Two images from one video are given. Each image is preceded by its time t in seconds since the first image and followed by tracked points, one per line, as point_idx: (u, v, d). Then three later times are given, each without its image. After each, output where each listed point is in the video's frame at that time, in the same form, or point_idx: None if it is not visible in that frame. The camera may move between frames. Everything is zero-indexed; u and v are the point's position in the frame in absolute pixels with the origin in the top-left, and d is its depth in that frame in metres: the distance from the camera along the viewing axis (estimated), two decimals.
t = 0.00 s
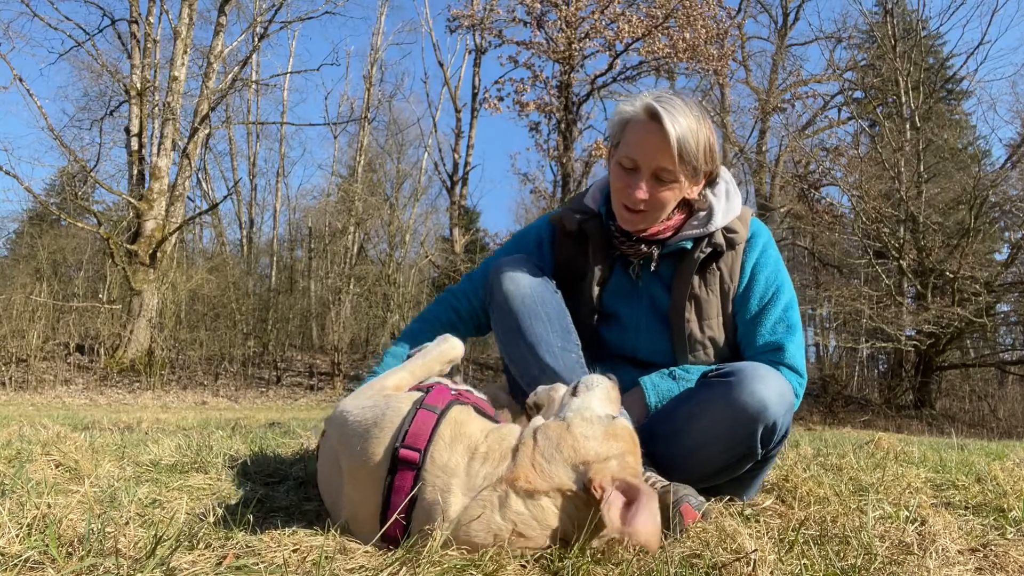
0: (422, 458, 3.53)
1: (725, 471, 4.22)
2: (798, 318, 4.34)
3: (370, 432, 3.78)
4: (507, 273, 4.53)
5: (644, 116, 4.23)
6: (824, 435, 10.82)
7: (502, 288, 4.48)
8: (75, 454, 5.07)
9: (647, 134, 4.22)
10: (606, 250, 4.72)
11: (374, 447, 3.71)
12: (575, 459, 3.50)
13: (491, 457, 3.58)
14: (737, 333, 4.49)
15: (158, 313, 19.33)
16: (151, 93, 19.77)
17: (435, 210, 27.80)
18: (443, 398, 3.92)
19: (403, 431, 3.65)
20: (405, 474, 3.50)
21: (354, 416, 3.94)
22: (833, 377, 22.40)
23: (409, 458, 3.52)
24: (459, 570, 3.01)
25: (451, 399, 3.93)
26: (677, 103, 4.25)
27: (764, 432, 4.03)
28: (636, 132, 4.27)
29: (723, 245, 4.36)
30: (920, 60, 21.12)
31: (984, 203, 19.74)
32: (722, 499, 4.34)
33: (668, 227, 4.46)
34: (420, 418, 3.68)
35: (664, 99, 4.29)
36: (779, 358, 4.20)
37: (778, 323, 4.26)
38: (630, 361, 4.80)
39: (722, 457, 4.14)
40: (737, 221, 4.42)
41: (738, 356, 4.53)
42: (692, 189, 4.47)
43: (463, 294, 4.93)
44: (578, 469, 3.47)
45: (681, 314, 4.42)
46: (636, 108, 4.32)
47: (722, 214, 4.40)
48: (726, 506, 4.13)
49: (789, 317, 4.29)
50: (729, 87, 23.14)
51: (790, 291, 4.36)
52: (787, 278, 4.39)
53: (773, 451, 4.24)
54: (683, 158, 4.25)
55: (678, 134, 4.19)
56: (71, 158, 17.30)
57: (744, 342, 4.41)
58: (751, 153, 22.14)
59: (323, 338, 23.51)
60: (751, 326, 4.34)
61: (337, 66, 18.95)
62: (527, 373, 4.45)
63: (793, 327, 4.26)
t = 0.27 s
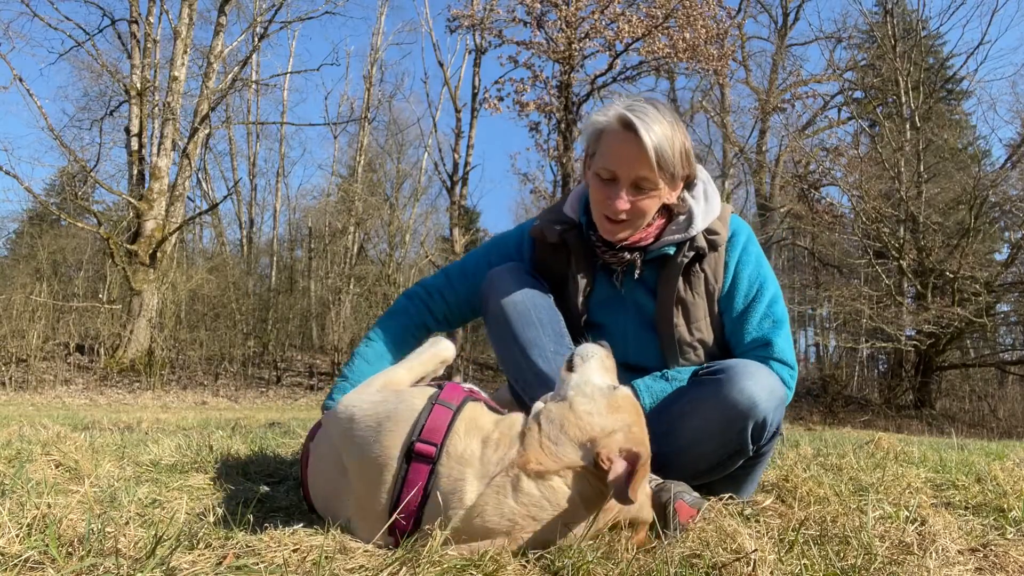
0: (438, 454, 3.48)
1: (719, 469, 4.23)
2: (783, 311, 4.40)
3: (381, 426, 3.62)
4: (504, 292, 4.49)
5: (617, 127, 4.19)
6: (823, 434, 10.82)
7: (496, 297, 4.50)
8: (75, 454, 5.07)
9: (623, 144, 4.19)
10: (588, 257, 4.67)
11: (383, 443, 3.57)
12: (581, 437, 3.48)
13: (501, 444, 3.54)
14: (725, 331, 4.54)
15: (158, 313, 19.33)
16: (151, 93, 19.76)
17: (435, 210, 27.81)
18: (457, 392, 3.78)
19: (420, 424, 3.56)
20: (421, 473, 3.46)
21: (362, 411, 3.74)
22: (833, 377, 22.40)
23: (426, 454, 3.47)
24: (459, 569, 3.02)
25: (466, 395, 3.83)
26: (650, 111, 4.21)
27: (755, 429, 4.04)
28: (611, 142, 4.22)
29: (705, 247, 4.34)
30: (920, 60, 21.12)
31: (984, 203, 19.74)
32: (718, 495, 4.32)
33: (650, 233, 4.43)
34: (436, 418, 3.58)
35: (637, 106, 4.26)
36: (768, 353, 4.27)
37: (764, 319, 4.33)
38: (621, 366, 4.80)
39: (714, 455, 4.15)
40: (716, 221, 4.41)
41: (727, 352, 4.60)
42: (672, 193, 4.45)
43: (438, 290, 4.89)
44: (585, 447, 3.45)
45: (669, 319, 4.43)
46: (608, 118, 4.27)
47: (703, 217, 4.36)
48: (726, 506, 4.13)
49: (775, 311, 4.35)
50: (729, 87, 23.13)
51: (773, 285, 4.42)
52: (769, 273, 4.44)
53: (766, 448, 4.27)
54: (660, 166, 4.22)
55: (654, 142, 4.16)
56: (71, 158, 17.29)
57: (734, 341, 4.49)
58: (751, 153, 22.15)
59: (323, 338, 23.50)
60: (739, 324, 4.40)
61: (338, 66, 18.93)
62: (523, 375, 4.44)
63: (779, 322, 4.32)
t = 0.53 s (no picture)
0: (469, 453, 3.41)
1: (716, 472, 4.23)
2: (781, 312, 4.37)
3: (404, 431, 3.37)
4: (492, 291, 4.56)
5: (610, 123, 4.23)
6: (823, 435, 10.82)
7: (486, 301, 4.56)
8: (76, 454, 5.07)
9: (615, 140, 4.22)
10: (586, 257, 4.70)
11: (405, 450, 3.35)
12: (605, 429, 3.72)
13: (527, 440, 3.65)
14: (723, 331, 4.53)
15: (158, 313, 19.33)
16: (151, 93, 19.75)
17: (435, 210, 27.81)
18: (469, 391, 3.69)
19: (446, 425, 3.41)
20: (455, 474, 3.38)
21: (376, 419, 3.42)
22: (833, 377, 22.40)
23: (457, 456, 3.37)
24: (460, 569, 3.02)
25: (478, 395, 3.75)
26: (642, 106, 4.26)
27: (754, 432, 4.06)
28: (605, 138, 4.26)
29: (701, 246, 4.35)
30: (920, 60, 21.12)
31: (984, 203, 19.74)
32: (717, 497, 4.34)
33: (647, 231, 4.47)
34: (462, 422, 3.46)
35: (629, 103, 4.30)
36: (763, 354, 4.22)
37: (761, 320, 4.30)
38: (619, 367, 4.81)
39: (713, 457, 4.14)
40: (714, 220, 4.42)
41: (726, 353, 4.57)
42: (668, 190, 4.48)
43: (445, 295, 4.95)
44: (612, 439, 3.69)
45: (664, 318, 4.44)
46: (601, 115, 4.31)
47: (699, 216, 4.38)
48: (724, 507, 4.12)
49: (773, 311, 4.32)
50: (729, 87, 23.12)
51: (772, 285, 4.38)
52: (767, 274, 4.42)
53: (765, 450, 4.28)
54: (652, 161, 4.25)
55: (646, 137, 4.19)
56: (71, 158, 17.29)
57: (731, 342, 4.46)
58: (751, 153, 22.15)
59: (323, 338, 23.48)
60: (736, 324, 4.39)
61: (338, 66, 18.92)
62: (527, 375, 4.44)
63: (777, 322, 4.29)
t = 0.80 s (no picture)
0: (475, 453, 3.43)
1: (714, 477, 4.24)
2: (785, 318, 4.41)
3: (413, 424, 3.43)
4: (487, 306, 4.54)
5: (624, 133, 4.11)
6: (823, 435, 10.81)
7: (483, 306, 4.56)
8: (76, 455, 5.07)
9: (627, 152, 4.11)
10: (590, 262, 4.68)
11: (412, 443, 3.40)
12: (611, 455, 3.85)
13: (533, 451, 3.70)
14: (725, 337, 4.55)
15: (158, 313, 19.32)
16: (151, 93, 19.75)
17: (435, 210, 27.81)
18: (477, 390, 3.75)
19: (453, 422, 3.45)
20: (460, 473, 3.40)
21: (387, 410, 3.50)
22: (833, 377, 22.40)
23: (463, 453, 3.40)
24: (459, 570, 3.02)
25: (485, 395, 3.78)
26: (657, 117, 4.15)
27: (753, 440, 4.08)
28: (617, 148, 4.15)
29: (710, 254, 4.36)
30: (920, 60, 21.11)
31: (984, 203, 19.73)
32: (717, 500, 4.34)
33: (653, 239, 4.43)
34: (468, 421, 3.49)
35: (641, 113, 4.18)
36: (767, 359, 4.25)
37: (765, 326, 4.33)
38: (619, 371, 4.85)
39: (710, 463, 4.17)
40: (723, 228, 4.42)
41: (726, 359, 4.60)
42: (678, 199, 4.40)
43: (436, 291, 5.06)
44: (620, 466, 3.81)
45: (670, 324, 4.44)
46: (615, 123, 4.20)
47: (709, 224, 4.36)
48: (725, 508, 4.14)
49: (776, 317, 4.35)
50: (729, 87, 23.11)
51: (776, 293, 4.44)
52: (772, 281, 4.45)
53: (763, 459, 4.28)
54: (664, 174, 4.15)
55: (658, 150, 4.09)
56: (71, 158, 17.29)
57: (733, 346, 4.49)
58: (751, 153, 22.14)
59: (322, 338, 23.45)
60: (740, 329, 4.41)
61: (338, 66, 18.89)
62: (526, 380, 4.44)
63: (781, 329, 4.32)
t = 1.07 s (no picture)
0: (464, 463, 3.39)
1: (707, 480, 4.28)
2: (767, 315, 4.42)
3: (403, 433, 3.40)
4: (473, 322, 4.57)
5: (591, 148, 4.01)
6: (823, 434, 10.81)
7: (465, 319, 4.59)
8: (76, 454, 5.07)
9: (597, 168, 4.00)
10: (563, 270, 4.69)
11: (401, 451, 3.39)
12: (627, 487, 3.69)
13: (530, 464, 3.59)
14: (708, 335, 4.58)
15: (158, 313, 19.32)
16: (151, 93, 19.75)
17: (435, 210, 27.82)
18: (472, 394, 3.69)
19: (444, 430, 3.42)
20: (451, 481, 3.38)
21: (380, 417, 3.45)
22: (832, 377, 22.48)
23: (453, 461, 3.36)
24: (459, 569, 3.02)
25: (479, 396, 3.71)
26: (625, 128, 4.04)
27: (747, 443, 4.11)
28: (585, 163, 4.05)
29: (686, 257, 4.35)
30: (920, 60, 21.10)
31: (984, 203, 19.72)
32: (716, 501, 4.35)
33: (626, 247, 4.38)
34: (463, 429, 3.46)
35: (607, 125, 4.07)
36: (754, 358, 4.30)
37: (747, 324, 4.36)
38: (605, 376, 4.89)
39: (705, 466, 4.21)
40: (697, 229, 4.39)
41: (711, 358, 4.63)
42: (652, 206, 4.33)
43: (416, 301, 5.08)
44: (632, 499, 3.66)
45: (649, 330, 4.48)
46: (582, 136, 4.09)
47: (682, 228, 4.32)
48: (726, 508, 4.17)
49: (758, 315, 4.38)
50: (729, 87, 23.11)
51: (757, 288, 4.44)
52: (752, 279, 4.45)
53: (759, 461, 4.30)
54: (636, 187, 4.05)
55: (628, 164, 3.99)
56: (71, 158, 17.27)
57: (717, 346, 4.52)
58: (751, 153, 22.14)
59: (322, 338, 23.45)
60: (723, 329, 4.43)
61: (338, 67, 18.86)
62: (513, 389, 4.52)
63: (762, 327, 4.35)
